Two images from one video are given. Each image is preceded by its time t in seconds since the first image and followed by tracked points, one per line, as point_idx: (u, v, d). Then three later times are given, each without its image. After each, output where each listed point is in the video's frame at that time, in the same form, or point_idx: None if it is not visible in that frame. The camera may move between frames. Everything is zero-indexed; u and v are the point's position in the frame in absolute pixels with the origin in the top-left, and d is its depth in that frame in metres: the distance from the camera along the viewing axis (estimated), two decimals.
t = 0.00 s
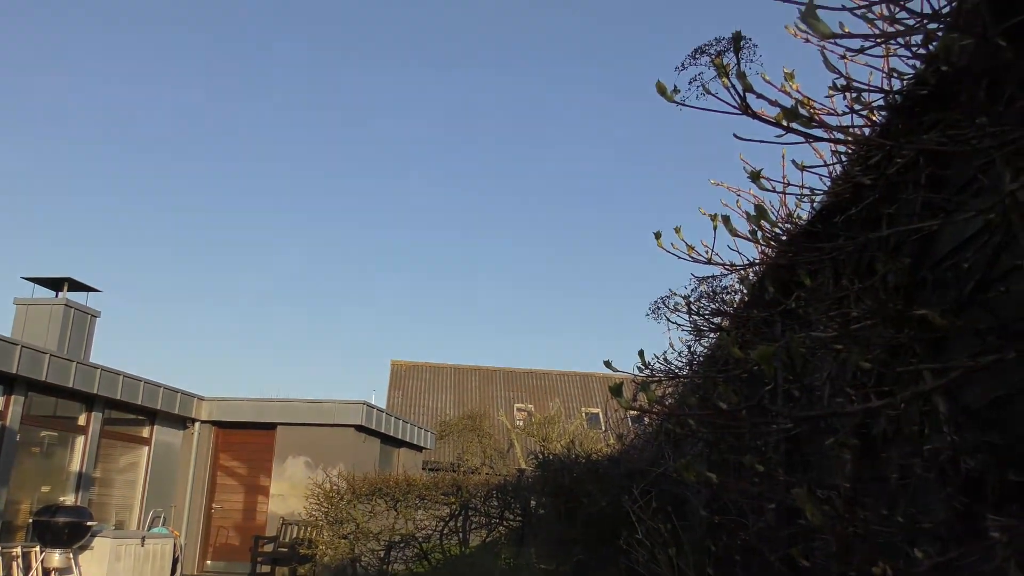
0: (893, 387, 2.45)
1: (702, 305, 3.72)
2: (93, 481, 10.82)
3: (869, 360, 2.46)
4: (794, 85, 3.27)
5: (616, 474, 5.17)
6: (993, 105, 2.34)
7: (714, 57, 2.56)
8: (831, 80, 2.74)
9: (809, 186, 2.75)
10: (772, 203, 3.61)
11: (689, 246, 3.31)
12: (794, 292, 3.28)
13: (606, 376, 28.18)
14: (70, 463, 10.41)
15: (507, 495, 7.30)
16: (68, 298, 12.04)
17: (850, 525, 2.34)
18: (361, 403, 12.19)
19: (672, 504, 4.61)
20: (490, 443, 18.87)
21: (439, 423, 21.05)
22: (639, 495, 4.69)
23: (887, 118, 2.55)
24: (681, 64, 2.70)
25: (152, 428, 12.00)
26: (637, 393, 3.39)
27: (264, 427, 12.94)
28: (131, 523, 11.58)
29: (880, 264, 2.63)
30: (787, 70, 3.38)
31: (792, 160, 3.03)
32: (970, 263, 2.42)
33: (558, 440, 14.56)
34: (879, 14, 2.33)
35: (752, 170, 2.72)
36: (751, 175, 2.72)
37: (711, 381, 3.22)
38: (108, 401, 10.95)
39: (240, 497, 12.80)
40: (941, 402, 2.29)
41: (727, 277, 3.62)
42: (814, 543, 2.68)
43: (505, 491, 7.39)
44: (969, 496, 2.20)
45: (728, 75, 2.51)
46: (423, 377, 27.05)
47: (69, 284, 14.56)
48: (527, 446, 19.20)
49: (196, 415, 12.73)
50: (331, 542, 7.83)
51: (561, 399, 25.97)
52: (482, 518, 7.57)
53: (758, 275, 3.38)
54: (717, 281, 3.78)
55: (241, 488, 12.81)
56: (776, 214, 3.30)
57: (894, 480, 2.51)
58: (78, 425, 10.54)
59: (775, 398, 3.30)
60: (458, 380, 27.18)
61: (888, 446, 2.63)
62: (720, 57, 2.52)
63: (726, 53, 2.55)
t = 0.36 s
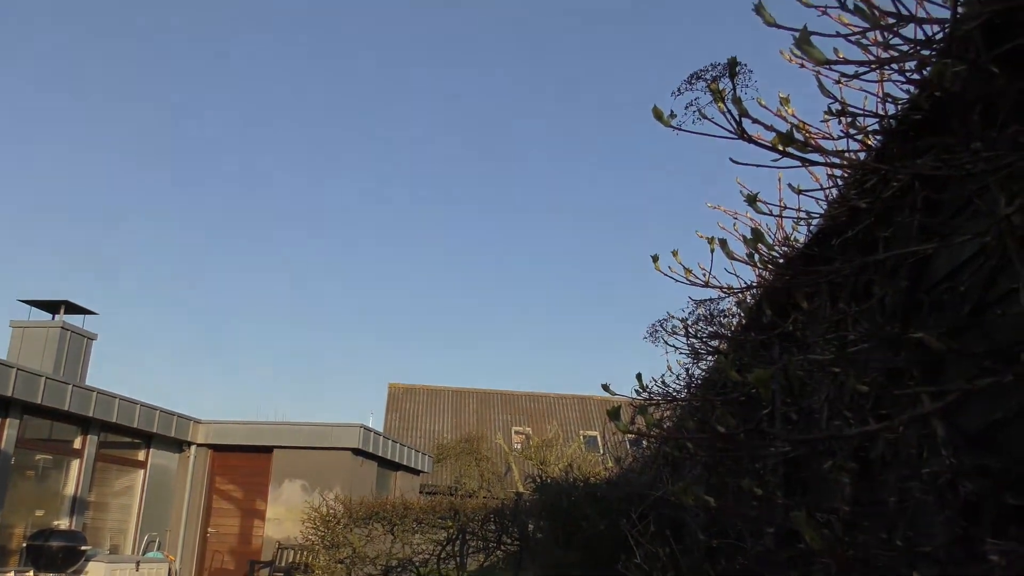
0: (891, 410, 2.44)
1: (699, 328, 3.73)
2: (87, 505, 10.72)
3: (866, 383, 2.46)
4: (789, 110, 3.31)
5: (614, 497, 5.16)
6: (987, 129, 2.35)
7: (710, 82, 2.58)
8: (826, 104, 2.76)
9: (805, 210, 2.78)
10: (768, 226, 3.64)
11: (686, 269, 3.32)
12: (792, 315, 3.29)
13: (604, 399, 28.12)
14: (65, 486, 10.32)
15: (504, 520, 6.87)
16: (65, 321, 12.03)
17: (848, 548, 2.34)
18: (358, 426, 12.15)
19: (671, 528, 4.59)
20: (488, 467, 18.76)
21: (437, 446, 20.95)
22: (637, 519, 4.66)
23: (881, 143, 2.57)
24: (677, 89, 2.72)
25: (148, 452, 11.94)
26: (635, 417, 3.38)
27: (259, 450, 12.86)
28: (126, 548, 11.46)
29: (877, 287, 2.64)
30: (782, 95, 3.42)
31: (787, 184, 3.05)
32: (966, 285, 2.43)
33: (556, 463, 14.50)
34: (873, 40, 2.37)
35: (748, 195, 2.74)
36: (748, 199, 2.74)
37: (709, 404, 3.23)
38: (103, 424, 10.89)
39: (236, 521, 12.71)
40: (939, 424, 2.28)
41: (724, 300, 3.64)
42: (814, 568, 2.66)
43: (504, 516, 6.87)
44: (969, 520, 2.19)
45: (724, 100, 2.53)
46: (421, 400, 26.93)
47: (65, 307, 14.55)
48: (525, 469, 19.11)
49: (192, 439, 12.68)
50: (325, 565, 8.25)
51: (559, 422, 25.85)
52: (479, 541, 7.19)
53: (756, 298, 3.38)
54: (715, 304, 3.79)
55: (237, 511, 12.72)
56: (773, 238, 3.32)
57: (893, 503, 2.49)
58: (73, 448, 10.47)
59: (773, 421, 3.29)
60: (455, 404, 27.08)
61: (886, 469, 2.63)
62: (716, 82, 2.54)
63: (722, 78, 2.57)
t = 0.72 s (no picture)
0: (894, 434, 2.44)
1: (701, 351, 3.74)
2: (86, 529, 10.65)
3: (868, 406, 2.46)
4: (788, 135, 3.34)
5: (616, 522, 5.13)
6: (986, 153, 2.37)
7: (709, 108, 2.60)
8: (825, 129, 2.80)
9: (806, 234, 2.80)
10: (768, 250, 3.66)
11: (687, 293, 3.35)
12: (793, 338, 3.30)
13: (606, 423, 28.03)
14: (63, 510, 10.25)
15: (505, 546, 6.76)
16: (66, 344, 12.04)
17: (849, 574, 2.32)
18: (360, 449, 12.14)
19: (673, 553, 4.57)
20: (490, 491, 18.64)
21: (438, 471, 20.82)
22: (640, 544, 4.64)
23: (880, 166, 2.57)
24: (677, 114, 2.75)
25: (147, 476, 11.89)
26: (637, 441, 3.38)
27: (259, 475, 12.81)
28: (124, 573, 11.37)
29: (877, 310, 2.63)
30: (782, 119, 3.46)
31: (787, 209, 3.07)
32: (967, 309, 2.44)
33: (558, 487, 14.44)
34: (871, 66, 2.40)
35: (748, 219, 2.76)
36: (748, 223, 2.76)
37: (711, 428, 3.23)
38: (103, 448, 10.86)
39: (235, 545, 12.64)
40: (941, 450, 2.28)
41: (726, 323, 3.65)
42: None
43: (505, 540, 6.91)
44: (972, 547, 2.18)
45: (723, 124, 2.55)
46: (422, 423, 26.83)
47: (68, 330, 14.57)
48: (527, 494, 19.01)
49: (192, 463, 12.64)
50: None
51: (561, 447, 25.72)
52: (480, 567, 7.18)
53: (756, 321, 3.40)
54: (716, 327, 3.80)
55: (237, 536, 12.65)
56: (774, 261, 3.34)
57: (897, 528, 2.48)
58: (73, 472, 10.44)
59: (776, 444, 3.28)
60: (457, 428, 26.97)
61: (889, 494, 2.61)
62: (715, 107, 2.57)
63: (722, 103, 2.60)
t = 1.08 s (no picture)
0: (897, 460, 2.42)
1: (704, 375, 3.74)
2: (86, 556, 10.58)
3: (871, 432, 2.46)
4: (789, 161, 3.37)
5: (619, 548, 5.10)
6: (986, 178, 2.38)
7: (710, 135, 2.63)
8: (826, 156, 2.82)
9: (808, 259, 2.81)
10: (770, 275, 3.67)
11: (690, 318, 3.36)
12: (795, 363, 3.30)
13: (609, 448, 27.94)
14: (62, 536, 10.19)
15: (506, 572, 6.73)
16: (68, 370, 12.04)
17: None
18: (361, 475, 12.09)
19: None
20: (492, 517, 18.54)
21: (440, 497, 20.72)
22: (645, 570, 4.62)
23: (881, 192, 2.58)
24: (678, 142, 2.78)
25: (148, 502, 11.82)
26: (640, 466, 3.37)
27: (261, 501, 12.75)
28: None
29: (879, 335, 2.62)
30: (783, 145, 3.49)
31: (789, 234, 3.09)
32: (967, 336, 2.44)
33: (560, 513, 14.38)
34: (871, 93, 2.42)
35: (751, 245, 2.78)
36: (750, 249, 2.78)
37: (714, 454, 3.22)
38: (103, 474, 10.82)
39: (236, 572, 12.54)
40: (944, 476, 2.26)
41: (729, 348, 3.65)
42: None
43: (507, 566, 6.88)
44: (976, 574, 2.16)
45: (724, 152, 2.58)
46: (424, 448, 26.74)
47: (70, 355, 14.59)
48: (529, 520, 18.92)
49: (193, 489, 12.58)
50: None
51: (563, 471, 25.57)
52: None
53: (759, 346, 3.40)
54: (718, 352, 3.81)
55: (238, 563, 12.55)
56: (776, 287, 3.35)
57: (901, 554, 2.46)
58: (73, 498, 10.39)
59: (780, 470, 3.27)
60: (459, 453, 26.87)
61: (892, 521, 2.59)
62: (715, 135, 2.60)
63: (722, 130, 2.63)
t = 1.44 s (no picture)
0: (896, 468, 2.43)
1: (704, 383, 3.75)
2: (86, 565, 10.56)
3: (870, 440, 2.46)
4: (788, 171, 3.39)
5: (619, 556, 5.11)
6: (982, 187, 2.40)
7: (709, 145, 2.66)
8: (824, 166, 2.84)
9: (807, 268, 2.83)
10: (770, 284, 3.69)
11: (690, 326, 3.38)
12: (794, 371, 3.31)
13: (609, 457, 27.92)
14: (62, 544, 10.18)
15: None
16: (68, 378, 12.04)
17: None
18: (362, 483, 12.08)
19: None
20: (492, 526, 18.51)
21: (440, 505, 20.69)
22: None
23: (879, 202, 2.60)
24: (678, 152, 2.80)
25: (148, 510, 11.80)
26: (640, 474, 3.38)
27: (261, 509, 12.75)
28: None
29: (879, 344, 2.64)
30: (783, 155, 3.51)
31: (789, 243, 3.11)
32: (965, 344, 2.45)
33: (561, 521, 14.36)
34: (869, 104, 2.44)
35: (750, 254, 2.80)
36: (749, 257, 2.81)
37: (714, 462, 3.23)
38: (103, 483, 10.81)
39: None
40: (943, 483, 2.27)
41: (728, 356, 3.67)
42: None
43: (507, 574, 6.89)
44: None
45: (723, 162, 2.60)
46: (424, 457, 26.71)
47: (71, 364, 14.60)
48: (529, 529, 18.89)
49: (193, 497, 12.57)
50: None
51: (564, 480, 25.53)
52: None
53: (758, 354, 3.41)
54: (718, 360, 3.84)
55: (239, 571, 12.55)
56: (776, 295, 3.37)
57: (900, 561, 2.47)
58: (73, 506, 10.38)
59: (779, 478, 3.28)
60: (459, 461, 26.84)
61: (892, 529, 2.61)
62: (715, 146, 2.63)
63: (721, 141, 2.65)
